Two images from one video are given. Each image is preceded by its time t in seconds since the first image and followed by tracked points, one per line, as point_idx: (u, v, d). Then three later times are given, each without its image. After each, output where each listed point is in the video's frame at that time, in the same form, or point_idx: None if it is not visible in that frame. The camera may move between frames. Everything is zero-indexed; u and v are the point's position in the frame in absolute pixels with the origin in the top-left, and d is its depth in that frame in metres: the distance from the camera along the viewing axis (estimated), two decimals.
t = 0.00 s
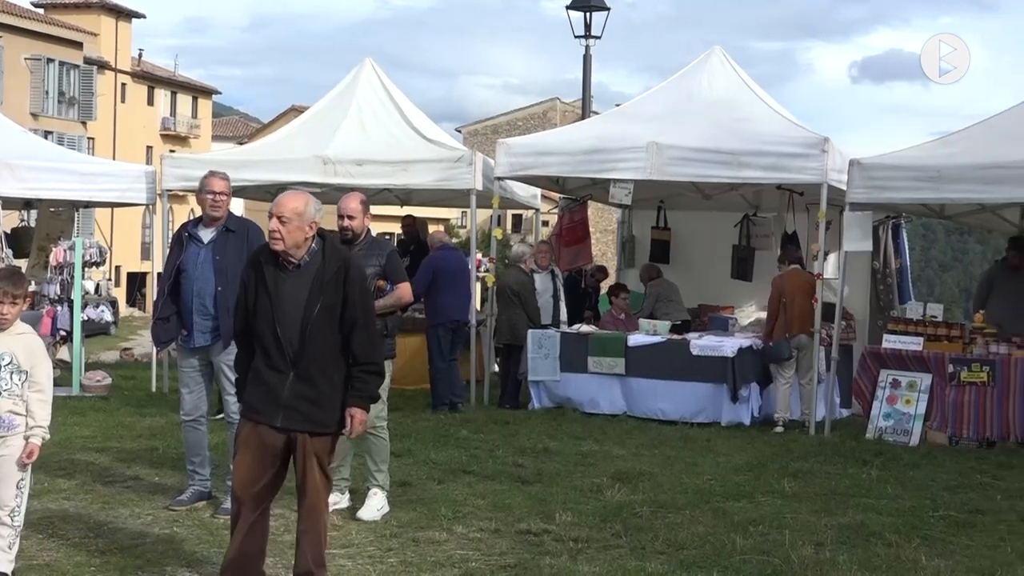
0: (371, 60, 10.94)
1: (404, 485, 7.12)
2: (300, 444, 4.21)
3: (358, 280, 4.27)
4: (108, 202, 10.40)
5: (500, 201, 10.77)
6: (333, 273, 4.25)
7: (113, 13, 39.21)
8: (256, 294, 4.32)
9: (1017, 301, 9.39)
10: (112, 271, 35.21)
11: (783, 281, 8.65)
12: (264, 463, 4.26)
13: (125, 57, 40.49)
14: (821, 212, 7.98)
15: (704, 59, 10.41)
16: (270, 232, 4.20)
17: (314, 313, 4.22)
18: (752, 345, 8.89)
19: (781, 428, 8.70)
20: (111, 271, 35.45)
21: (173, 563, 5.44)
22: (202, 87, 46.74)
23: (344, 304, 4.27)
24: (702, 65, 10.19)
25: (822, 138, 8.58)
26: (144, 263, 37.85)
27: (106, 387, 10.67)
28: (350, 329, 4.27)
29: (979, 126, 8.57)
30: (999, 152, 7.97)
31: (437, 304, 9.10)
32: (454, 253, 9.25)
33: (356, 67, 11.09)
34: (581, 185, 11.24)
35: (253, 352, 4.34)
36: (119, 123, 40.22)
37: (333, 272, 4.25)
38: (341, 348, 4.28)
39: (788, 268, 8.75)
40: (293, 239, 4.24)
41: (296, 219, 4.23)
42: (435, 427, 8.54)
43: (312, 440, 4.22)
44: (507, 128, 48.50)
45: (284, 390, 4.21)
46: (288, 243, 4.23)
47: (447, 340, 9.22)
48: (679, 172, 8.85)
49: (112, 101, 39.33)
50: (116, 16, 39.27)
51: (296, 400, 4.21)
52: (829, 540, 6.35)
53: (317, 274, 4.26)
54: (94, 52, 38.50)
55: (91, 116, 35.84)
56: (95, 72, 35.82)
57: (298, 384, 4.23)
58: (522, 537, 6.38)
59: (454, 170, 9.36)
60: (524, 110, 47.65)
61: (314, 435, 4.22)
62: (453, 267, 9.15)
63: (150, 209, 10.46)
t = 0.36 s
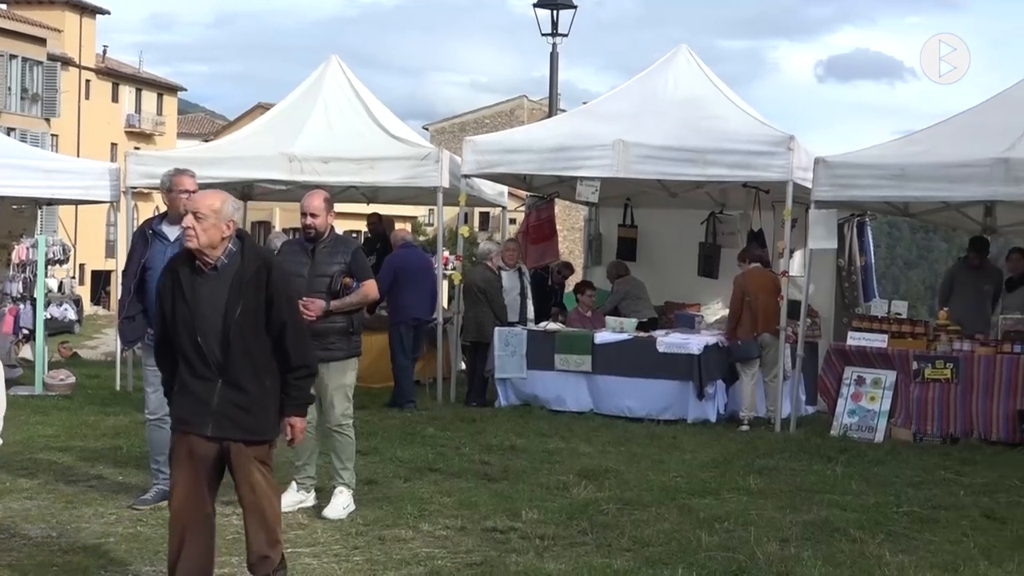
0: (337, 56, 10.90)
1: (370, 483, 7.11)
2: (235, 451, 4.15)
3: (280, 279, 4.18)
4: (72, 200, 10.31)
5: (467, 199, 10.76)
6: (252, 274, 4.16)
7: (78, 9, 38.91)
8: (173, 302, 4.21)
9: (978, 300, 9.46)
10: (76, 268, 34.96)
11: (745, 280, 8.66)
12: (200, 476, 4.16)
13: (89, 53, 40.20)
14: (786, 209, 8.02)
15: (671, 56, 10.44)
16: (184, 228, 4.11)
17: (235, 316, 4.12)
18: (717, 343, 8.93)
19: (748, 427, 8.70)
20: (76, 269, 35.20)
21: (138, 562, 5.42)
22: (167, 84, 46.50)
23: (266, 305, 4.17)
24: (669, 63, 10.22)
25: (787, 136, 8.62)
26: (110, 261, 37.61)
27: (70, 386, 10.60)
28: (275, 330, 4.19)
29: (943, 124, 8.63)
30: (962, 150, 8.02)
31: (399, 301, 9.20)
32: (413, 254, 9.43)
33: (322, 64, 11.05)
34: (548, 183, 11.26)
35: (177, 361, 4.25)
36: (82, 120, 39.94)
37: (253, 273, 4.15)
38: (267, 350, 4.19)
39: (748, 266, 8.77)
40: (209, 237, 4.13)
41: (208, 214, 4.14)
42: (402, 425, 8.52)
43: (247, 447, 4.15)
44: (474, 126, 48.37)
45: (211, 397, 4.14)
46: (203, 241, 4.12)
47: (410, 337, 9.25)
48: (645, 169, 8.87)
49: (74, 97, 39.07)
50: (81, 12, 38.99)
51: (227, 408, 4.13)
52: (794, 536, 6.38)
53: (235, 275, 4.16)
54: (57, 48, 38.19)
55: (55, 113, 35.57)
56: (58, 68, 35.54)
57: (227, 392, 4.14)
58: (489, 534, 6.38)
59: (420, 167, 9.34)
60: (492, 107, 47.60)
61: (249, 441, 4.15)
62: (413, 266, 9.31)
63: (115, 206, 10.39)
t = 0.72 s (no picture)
0: (298, 52, 10.85)
1: (331, 480, 7.09)
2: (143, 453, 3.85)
3: (202, 271, 3.93)
4: (30, 195, 10.19)
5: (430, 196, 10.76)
6: (174, 264, 3.89)
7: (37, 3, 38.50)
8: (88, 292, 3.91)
9: (936, 298, 9.49)
10: (35, 266, 34.60)
11: (703, 279, 8.67)
12: (111, 492, 3.92)
13: (48, 48, 39.81)
14: (748, 208, 8.05)
15: (634, 54, 10.47)
16: (101, 215, 3.78)
17: (153, 309, 3.84)
18: (677, 341, 8.95)
19: (708, 424, 8.75)
20: (35, 266, 34.85)
21: (95, 561, 5.37)
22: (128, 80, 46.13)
23: (188, 298, 3.92)
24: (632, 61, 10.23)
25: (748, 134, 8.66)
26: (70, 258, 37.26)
27: (28, 384, 10.48)
28: (195, 325, 3.94)
29: (902, 123, 8.70)
30: (920, 150, 8.10)
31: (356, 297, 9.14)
32: (372, 252, 9.36)
33: (283, 59, 10.99)
34: (510, 180, 11.26)
35: (88, 358, 3.96)
36: (40, 115, 39.53)
37: (175, 262, 3.89)
38: (184, 346, 3.93)
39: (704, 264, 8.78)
40: (129, 224, 3.81)
41: (128, 199, 3.81)
42: (362, 422, 8.49)
43: (155, 449, 3.85)
44: (438, 123, 48.24)
45: (120, 397, 3.85)
46: (122, 228, 3.80)
47: (366, 334, 9.21)
48: (607, 168, 8.89)
49: (33, 92, 38.68)
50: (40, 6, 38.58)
51: (136, 406, 3.84)
52: (753, 533, 6.40)
53: (155, 265, 3.87)
54: (15, 42, 37.77)
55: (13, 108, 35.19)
56: (16, 63, 35.15)
57: (136, 390, 3.85)
58: (449, 532, 6.37)
59: (383, 164, 9.33)
60: (455, 104, 47.47)
61: (160, 442, 3.86)
62: (373, 263, 9.26)
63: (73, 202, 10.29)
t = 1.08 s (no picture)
0: (249, 49, 10.77)
1: (284, 480, 7.06)
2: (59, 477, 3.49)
3: (139, 286, 3.58)
4: None
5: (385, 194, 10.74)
6: (108, 274, 3.54)
7: None
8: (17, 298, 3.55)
9: (886, 297, 9.60)
10: None
11: (654, 277, 8.70)
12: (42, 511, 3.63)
13: None
14: (702, 206, 8.09)
15: (588, 53, 10.50)
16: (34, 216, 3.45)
17: (80, 321, 3.48)
18: (631, 340, 9.02)
19: (662, 421, 8.80)
20: None
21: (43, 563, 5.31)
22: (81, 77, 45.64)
23: (122, 312, 3.56)
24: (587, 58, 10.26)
25: (701, 133, 8.70)
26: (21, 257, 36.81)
27: None
28: (128, 342, 3.58)
29: (853, 122, 8.78)
30: (871, 148, 8.17)
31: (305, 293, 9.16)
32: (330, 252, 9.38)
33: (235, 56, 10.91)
34: (465, 178, 11.26)
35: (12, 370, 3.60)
36: None
37: (110, 273, 3.54)
38: (114, 366, 3.57)
39: (655, 263, 8.81)
40: (65, 228, 3.47)
41: (64, 201, 3.47)
42: (317, 421, 8.46)
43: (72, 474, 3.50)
44: (394, 120, 48.05)
45: (38, 414, 3.48)
46: (57, 231, 3.46)
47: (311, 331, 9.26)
48: (561, 166, 8.90)
49: None
50: None
51: (54, 426, 3.47)
52: (706, 530, 6.43)
53: (90, 275, 3.52)
54: None
55: None
56: None
57: (55, 408, 3.48)
58: (403, 531, 6.36)
59: (336, 162, 9.30)
60: (412, 102, 47.31)
61: (77, 469, 3.49)
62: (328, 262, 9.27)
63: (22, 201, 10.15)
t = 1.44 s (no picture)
0: (196, 44, 10.68)
1: (232, 478, 7.02)
2: None
3: (69, 278, 3.40)
4: None
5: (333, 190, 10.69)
6: (41, 263, 3.35)
7: None
8: None
9: (830, 294, 9.71)
10: None
11: (604, 273, 8.71)
12: None
13: None
14: (651, 203, 8.14)
15: (538, 50, 10.51)
16: None
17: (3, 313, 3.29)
18: (581, 337, 9.02)
19: (612, 419, 8.83)
20: None
21: None
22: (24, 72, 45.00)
23: (49, 305, 3.37)
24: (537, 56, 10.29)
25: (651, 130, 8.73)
26: None
27: None
28: (53, 337, 3.38)
29: (801, 120, 8.86)
30: (818, 147, 8.25)
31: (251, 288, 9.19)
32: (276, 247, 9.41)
33: (182, 52, 10.81)
34: (415, 175, 11.24)
35: None
36: None
37: (39, 263, 3.35)
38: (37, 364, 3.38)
39: (604, 260, 8.81)
40: None
41: None
42: (265, 419, 8.42)
43: None
44: (346, 117, 47.80)
45: None
46: None
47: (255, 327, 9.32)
48: (511, 163, 8.92)
49: None
50: None
51: None
52: (655, 526, 6.44)
53: (19, 263, 3.33)
54: None
55: None
56: None
57: None
58: (352, 529, 6.34)
59: (285, 159, 9.28)
60: (361, 99, 46.97)
61: None
62: (275, 258, 9.31)
63: None
